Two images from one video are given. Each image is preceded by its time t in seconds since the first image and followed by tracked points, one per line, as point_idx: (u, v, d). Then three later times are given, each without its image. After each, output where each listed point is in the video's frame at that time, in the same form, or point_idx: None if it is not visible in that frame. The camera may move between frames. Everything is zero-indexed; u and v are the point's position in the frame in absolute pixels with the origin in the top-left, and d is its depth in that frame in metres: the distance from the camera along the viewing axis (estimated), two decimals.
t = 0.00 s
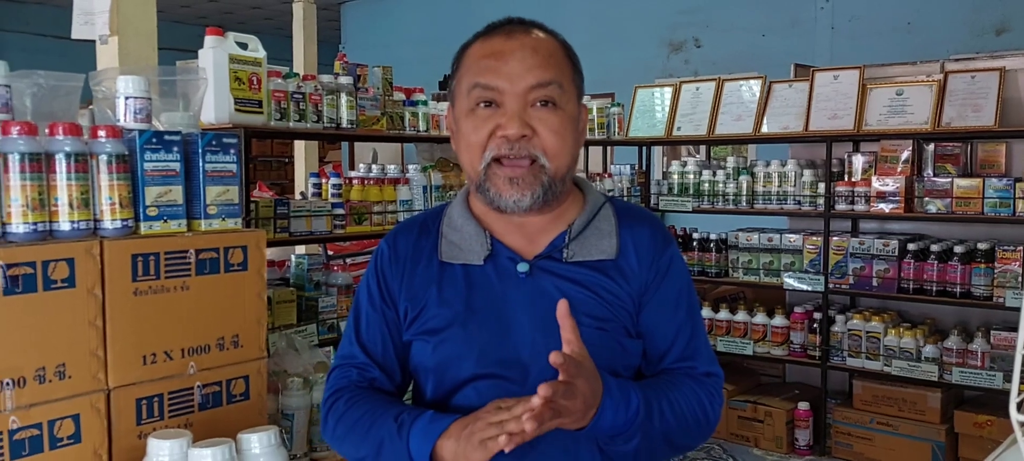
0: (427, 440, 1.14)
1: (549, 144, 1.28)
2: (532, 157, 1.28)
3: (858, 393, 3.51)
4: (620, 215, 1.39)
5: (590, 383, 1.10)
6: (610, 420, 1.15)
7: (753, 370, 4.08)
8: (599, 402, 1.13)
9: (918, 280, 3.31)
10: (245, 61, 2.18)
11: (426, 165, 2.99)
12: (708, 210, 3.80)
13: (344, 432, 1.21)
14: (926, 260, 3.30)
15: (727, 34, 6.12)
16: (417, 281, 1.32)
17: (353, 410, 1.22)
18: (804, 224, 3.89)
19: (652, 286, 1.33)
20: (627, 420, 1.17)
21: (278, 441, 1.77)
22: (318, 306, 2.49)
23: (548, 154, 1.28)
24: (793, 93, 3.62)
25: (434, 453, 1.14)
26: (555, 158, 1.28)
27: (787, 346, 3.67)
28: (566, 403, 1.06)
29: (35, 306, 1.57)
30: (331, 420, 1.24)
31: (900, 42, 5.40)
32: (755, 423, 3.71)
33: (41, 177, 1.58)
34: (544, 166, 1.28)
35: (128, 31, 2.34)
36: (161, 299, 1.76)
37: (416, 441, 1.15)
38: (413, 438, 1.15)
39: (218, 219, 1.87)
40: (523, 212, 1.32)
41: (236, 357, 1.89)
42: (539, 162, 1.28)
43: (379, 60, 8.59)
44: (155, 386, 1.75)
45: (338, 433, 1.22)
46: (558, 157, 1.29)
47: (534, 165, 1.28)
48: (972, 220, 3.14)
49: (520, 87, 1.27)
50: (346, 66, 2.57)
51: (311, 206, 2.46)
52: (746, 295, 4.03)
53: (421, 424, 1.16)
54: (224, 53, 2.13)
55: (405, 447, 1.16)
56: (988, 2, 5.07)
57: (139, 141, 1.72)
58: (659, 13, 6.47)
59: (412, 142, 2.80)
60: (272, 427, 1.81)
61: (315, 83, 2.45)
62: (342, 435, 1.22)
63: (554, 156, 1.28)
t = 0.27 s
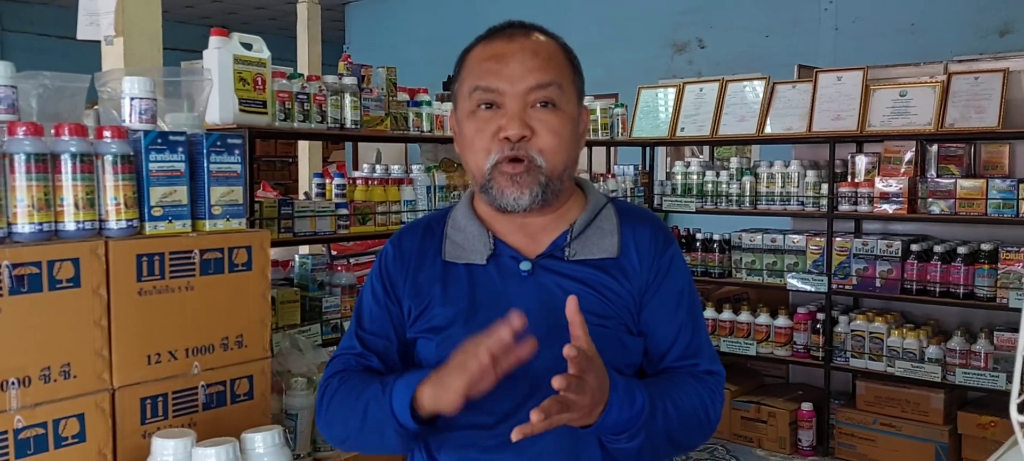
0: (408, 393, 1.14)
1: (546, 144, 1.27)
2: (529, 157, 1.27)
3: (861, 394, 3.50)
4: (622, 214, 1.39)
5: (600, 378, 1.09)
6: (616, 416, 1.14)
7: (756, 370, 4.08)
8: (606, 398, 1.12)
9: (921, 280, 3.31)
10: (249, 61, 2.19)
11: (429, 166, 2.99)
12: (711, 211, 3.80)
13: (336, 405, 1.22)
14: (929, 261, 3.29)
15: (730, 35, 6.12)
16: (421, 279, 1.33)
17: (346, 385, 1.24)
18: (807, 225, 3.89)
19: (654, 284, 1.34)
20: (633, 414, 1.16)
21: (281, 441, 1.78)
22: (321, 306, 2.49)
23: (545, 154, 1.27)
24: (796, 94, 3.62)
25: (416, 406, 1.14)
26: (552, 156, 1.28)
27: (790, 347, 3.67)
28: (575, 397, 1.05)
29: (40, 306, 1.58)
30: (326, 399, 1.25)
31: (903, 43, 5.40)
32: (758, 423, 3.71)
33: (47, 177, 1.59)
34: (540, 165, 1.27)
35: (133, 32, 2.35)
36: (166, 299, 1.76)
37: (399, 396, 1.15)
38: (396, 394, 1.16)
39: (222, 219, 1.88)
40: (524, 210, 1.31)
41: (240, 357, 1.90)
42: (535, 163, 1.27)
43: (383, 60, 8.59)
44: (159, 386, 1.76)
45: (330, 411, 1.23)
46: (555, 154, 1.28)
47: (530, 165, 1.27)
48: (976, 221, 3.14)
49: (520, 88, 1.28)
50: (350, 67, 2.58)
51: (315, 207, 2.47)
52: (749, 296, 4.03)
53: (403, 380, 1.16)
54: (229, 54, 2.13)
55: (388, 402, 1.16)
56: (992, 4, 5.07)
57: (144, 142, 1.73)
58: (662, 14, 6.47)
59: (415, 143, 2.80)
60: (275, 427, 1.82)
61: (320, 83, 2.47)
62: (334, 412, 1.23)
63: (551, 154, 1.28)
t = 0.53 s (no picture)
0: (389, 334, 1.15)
1: (553, 147, 1.28)
2: (535, 157, 1.27)
3: (862, 395, 3.51)
4: (624, 216, 1.40)
5: (604, 378, 1.09)
6: (620, 415, 1.15)
7: (757, 371, 4.08)
8: (611, 399, 1.13)
9: (922, 282, 3.31)
10: (251, 62, 2.19)
11: (430, 166, 3.00)
12: (711, 211, 3.80)
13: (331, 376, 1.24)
14: (930, 263, 3.30)
15: (731, 35, 6.13)
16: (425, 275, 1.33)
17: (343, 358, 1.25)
18: (808, 226, 3.89)
19: (656, 285, 1.34)
20: (637, 414, 1.16)
21: (283, 441, 1.78)
22: (323, 307, 2.50)
23: (553, 156, 1.28)
24: (797, 95, 3.63)
25: (399, 351, 1.14)
26: (559, 158, 1.28)
27: (790, 347, 3.67)
28: (579, 398, 1.05)
29: (43, 307, 1.59)
30: (324, 376, 1.27)
31: (904, 44, 5.41)
32: (759, 424, 3.71)
33: (50, 178, 1.60)
34: (550, 166, 1.28)
35: (135, 33, 2.36)
36: (168, 299, 1.77)
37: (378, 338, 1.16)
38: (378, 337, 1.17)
39: (225, 219, 1.89)
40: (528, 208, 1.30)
41: (242, 358, 1.91)
42: (543, 163, 1.28)
43: (383, 60, 8.60)
44: (162, 386, 1.77)
45: (326, 385, 1.25)
46: (562, 156, 1.29)
47: (538, 166, 1.27)
48: (976, 222, 3.14)
49: (524, 91, 1.28)
50: (351, 68, 2.58)
51: (316, 207, 2.47)
52: (750, 297, 4.03)
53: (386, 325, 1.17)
54: (230, 55, 2.14)
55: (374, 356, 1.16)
56: (992, 5, 5.07)
57: (147, 143, 1.74)
58: (663, 15, 6.47)
59: (417, 144, 2.81)
60: (277, 427, 1.82)
61: (321, 84, 2.47)
62: (330, 385, 1.24)
63: (558, 156, 1.28)
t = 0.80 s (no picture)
0: (421, 388, 1.13)
1: (558, 151, 1.28)
2: (540, 164, 1.28)
3: (862, 397, 3.51)
4: (628, 219, 1.40)
5: (608, 383, 1.10)
6: (625, 418, 1.15)
7: (758, 373, 4.08)
8: (615, 403, 1.13)
9: (923, 283, 3.32)
10: (252, 63, 2.19)
11: (431, 167, 3.00)
12: (712, 212, 3.79)
13: (349, 404, 1.22)
14: (930, 264, 3.30)
15: (732, 37, 6.13)
16: (429, 280, 1.33)
17: (360, 382, 1.23)
18: (809, 227, 3.89)
19: (660, 287, 1.35)
20: (641, 417, 1.16)
21: (284, 442, 1.78)
22: (324, 308, 2.50)
23: (558, 161, 1.29)
24: (797, 96, 3.63)
25: (432, 404, 1.13)
26: (564, 163, 1.29)
27: (791, 349, 3.67)
28: (584, 402, 1.05)
29: (45, 308, 1.59)
30: (339, 398, 1.25)
31: (905, 46, 5.41)
32: (759, 426, 3.71)
33: (52, 179, 1.60)
34: (555, 172, 1.28)
35: (137, 34, 2.36)
36: (170, 300, 1.77)
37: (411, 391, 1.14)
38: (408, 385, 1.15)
39: (226, 221, 1.89)
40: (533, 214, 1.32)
41: (243, 359, 1.91)
42: (547, 168, 1.28)
43: (384, 61, 8.60)
44: (163, 387, 1.77)
45: (343, 410, 1.23)
46: (567, 161, 1.29)
47: (543, 171, 1.28)
48: (976, 224, 3.14)
49: (528, 95, 1.28)
50: (352, 69, 2.58)
51: (317, 208, 2.47)
52: (750, 298, 4.03)
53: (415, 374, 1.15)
54: (231, 56, 2.14)
55: (402, 402, 1.15)
56: (994, 6, 5.07)
57: (148, 144, 1.74)
58: (664, 16, 6.48)
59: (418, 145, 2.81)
60: (278, 428, 1.82)
61: (322, 85, 2.47)
62: (346, 408, 1.22)
63: (563, 161, 1.29)
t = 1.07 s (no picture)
0: (442, 448, 1.15)
1: (557, 157, 1.29)
2: (540, 170, 1.29)
3: (863, 398, 3.51)
4: (630, 219, 1.40)
5: (605, 398, 1.12)
6: (626, 428, 1.16)
7: (759, 374, 4.07)
8: (613, 414, 1.14)
9: (924, 284, 3.32)
10: (253, 63, 2.19)
11: (432, 168, 3.00)
12: (713, 213, 3.79)
13: (361, 435, 1.22)
14: (932, 265, 3.31)
15: (733, 37, 6.12)
16: (431, 286, 1.33)
17: (371, 411, 1.23)
18: (810, 227, 3.89)
19: (662, 289, 1.34)
20: (642, 422, 1.17)
21: (285, 442, 1.78)
22: (324, 308, 2.50)
23: (558, 167, 1.29)
24: (799, 97, 3.63)
25: None
26: (565, 170, 1.30)
27: (792, 350, 3.66)
28: (580, 422, 1.07)
29: (45, 308, 1.59)
30: (349, 423, 1.25)
31: (907, 46, 5.40)
32: (760, 427, 3.71)
33: (53, 180, 1.60)
34: (555, 178, 1.29)
35: (138, 34, 2.36)
36: (170, 301, 1.77)
37: (430, 447, 1.16)
38: (428, 441, 1.16)
39: (226, 221, 1.89)
40: (534, 224, 1.34)
41: (244, 359, 1.91)
42: (548, 175, 1.29)
43: (385, 62, 8.60)
44: (164, 387, 1.77)
45: (355, 438, 1.23)
46: (566, 167, 1.30)
47: (543, 178, 1.29)
48: (978, 225, 3.14)
49: (526, 101, 1.28)
50: (353, 69, 2.58)
51: (317, 209, 2.47)
52: (751, 299, 4.03)
53: (436, 431, 1.16)
54: (232, 56, 2.14)
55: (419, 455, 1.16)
56: (995, 7, 5.07)
57: (149, 144, 1.74)
58: (665, 17, 6.48)
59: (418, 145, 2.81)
60: (279, 429, 1.82)
61: (322, 85, 2.47)
62: (358, 435, 1.23)
63: (563, 167, 1.30)
